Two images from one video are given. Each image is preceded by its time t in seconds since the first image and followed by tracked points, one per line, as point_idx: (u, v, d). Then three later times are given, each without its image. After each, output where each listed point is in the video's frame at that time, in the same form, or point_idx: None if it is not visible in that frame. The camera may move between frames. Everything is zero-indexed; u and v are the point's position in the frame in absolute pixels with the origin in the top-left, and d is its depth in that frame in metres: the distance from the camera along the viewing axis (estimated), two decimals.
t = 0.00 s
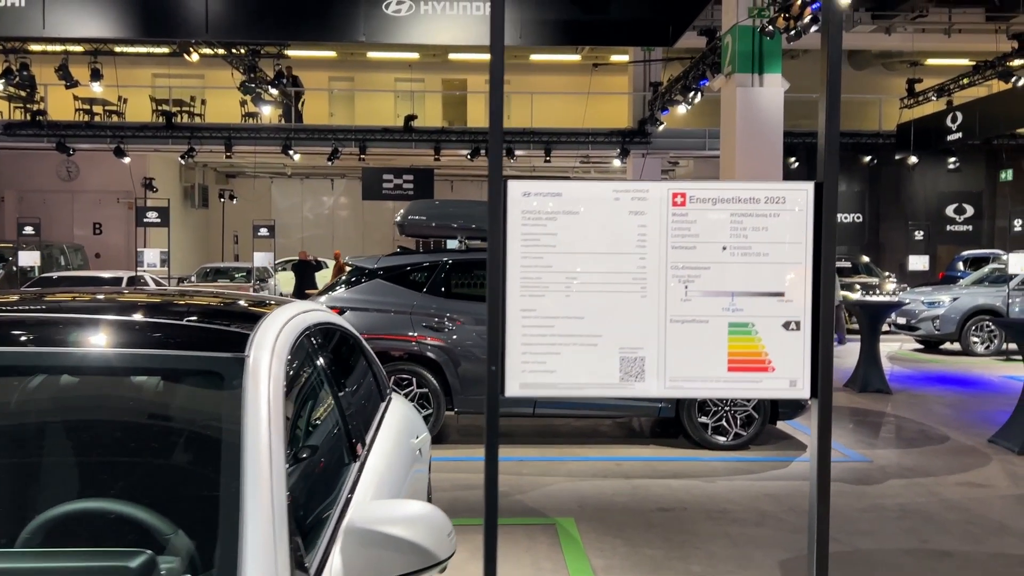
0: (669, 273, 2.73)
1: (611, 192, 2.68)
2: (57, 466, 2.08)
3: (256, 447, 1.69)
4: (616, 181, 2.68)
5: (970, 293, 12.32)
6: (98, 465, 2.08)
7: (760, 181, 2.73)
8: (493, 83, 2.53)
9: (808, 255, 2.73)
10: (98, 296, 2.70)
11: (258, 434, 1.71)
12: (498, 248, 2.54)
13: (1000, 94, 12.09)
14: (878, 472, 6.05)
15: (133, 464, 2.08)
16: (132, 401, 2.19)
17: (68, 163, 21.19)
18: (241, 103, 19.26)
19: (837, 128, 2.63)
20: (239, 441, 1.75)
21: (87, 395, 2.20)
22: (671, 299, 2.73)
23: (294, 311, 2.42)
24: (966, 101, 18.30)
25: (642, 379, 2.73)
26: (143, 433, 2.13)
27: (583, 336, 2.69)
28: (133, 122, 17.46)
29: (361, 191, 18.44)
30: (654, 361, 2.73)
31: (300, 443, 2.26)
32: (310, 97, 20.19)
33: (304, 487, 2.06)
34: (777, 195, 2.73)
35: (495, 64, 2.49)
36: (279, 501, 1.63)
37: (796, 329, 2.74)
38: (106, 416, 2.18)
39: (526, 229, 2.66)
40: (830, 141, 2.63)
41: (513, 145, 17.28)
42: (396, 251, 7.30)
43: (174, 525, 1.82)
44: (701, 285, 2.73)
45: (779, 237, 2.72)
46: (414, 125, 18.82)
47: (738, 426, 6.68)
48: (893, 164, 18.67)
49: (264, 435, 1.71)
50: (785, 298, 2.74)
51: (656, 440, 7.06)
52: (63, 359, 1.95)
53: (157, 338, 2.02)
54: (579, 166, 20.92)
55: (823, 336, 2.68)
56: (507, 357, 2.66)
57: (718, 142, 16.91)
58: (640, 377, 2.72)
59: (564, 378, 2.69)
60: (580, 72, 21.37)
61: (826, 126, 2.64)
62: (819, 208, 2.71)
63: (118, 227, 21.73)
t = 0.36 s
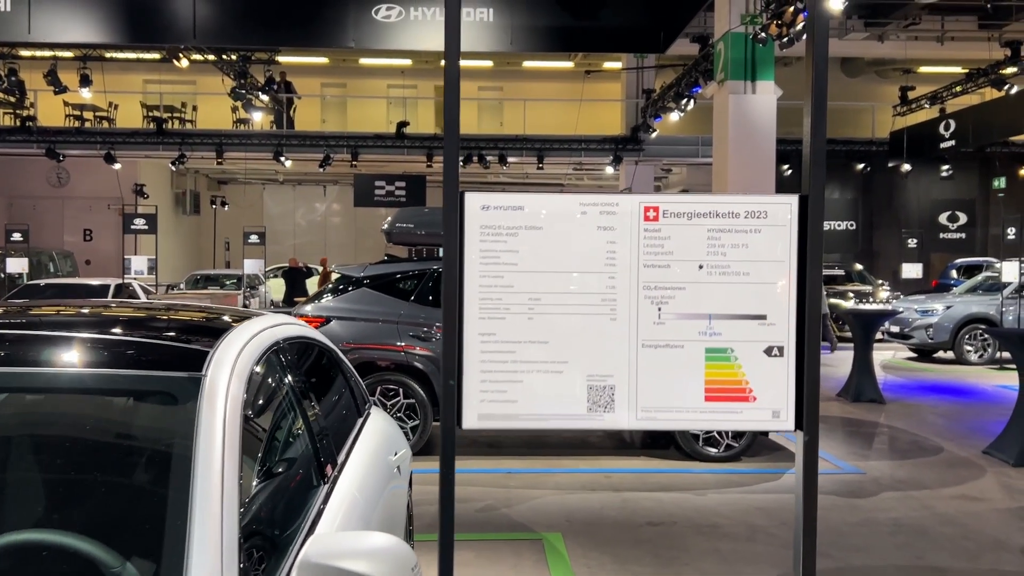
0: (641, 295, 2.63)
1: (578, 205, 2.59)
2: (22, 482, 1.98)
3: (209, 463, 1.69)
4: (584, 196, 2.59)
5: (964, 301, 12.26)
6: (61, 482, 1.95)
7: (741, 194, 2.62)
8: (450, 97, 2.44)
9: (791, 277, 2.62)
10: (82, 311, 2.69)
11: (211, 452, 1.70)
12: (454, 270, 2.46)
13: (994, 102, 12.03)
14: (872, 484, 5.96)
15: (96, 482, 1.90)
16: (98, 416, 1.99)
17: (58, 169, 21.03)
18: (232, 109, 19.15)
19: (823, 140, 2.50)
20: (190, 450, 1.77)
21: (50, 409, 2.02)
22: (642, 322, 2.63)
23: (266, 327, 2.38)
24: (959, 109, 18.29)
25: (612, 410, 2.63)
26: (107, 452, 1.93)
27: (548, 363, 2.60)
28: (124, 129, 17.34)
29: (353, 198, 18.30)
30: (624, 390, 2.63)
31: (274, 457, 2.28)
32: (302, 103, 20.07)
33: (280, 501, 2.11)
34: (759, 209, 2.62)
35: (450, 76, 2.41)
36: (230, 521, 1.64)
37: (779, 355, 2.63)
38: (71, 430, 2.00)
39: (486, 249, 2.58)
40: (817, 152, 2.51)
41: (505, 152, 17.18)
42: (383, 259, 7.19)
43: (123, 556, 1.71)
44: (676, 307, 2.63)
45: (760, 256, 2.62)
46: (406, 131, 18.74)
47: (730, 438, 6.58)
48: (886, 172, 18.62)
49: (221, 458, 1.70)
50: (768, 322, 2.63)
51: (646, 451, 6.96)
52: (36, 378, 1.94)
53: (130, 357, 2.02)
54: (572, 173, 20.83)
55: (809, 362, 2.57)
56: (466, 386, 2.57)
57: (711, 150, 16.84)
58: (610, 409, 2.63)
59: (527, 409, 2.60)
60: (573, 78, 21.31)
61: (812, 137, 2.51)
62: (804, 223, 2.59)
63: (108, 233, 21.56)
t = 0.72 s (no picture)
0: (620, 308, 2.37)
1: (552, 210, 2.33)
2: None
3: (172, 462, 1.69)
4: (554, 199, 2.32)
5: (960, 308, 12.20)
6: (22, 498, 1.81)
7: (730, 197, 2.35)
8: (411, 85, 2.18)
9: (784, 289, 2.37)
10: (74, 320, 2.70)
11: (173, 452, 1.70)
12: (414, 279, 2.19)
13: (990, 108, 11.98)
14: (868, 494, 5.88)
15: (57, 495, 1.80)
16: (65, 431, 1.90)
17: (51, 173, 20.90)
18: (226, 114, 19.09)
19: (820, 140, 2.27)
20: (150, 453, 1.76)
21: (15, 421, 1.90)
22: (621, 338, 2.37)
23: (239, 337, 2.33)
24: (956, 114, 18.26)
25: (589, 434, 2.37)
26: (74, 467, 1.83)
27: (519, 382, 2.34)
28: (118, 133, 17.25)
29: (347, 203, 18.17)
30: (602, 411, 2.37)
31: (257, 466, 2.25)
32: (296, 107, 19.96)
33: (261, 511, 2.08)
34: (749, 215, 2.36)
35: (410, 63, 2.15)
36: (189, 521, 1.62)
37: (772, 373, 2.38)
38: (37, 443, 1.88)
39: (449, 256, 2.31)
40: (811, 153, 2.27)
41: (501, 157, 17.07)
42: (374, 265, 7.09)
43: None
44: (658, 322, 2.37)
45: (751, 265, 2.36)
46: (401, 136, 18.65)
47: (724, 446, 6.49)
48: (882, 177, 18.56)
49: (184, 447, 1.71)
50: (759, 338, 2.37)
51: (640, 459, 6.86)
52: (12, 393, 1.93)
53: (108, 368, 2.00)
54: (568, 179, 20.74)
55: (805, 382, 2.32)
56: (430, 407, 2.31)
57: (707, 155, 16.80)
58: (589, 432, 2.37)
59: (496, 432, 2.33)
60: (569, 83, 21.25)
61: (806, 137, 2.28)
62: (799, 229, 2.34)
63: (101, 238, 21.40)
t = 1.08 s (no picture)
0: (611, 316, 2.22)
1: (537, 208, 2.19)
2: None
3: (138, 476, 1.61)
4: (541, 197, 2.19)
5: (961, 312, 12.12)
6: None
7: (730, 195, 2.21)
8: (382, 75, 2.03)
9: (789, 295, 2.22)
10: (65, 324, 2.64)
11: (140, 462, 1.63)
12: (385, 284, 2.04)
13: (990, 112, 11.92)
14: (868, 502, 5.79)
15: (28, 506, 1.71)
16: (43, 440, 1.82)
17: (47, 175, 20.79)
18: (223, 116, 19.02)
19: (828, 135, 2.10)
20: (111, 461, 1.69)
21: None
22: (613, 349, 2.22)
23: (221, 342, 2.30)
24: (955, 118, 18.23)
25: (578, 452, 2.22)
26: (49, 479, 1.75)
27: (501, 398, 2.19)
28: (114, 135, 17.14)
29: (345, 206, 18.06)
30: (592, 428, 2.22)
31: (247, 471, 2.24)
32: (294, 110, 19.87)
33: (247, 518, 2.07)
34: (752, 214, 2.22)
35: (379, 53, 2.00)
36: (153, 536, 1.54)
37: (776, 388, 2.23)
38: (14, 455, 1.80)
39: (424, 262, 2.16)
40: (820, 151, 2.10)
41: (499, 160, 16.97)
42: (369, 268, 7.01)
43: None
44: (652, 331, 2.23)
45: (753, 269, 2.22)
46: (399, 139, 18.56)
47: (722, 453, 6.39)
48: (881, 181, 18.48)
49: (152, 461, 1.63)
50: (764, 348, 2.22)
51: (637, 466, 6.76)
52: None
53: (89, 377, 1.91)
54: (566, 182, 20.65)
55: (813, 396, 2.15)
56: (403, 423, 2.15)
57: (705, 159, 16.76)
58: (579, 450, 2.22)
59: (475, 451, 2.18)
60: (566, 87, 21.22)
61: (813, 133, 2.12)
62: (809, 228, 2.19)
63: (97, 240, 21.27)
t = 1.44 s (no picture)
0: (618, 322, 2.05)
1: (536, 200, 2.03)
2: None
3: (111, 489, 1.52)
4: (542, 188, 2.02)
5: (964, 316, 12.05)
6: None
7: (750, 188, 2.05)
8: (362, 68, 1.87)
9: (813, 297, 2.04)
10: (60, 327, 2.57)
11: (115, 473, 1.55)
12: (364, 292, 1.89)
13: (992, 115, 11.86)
14: (873, 509, 5.69)
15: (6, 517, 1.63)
16: (25, 450, 1.74)
17: (46, 178, 20.72)
18: (222, 118, 18.99)
19: (859, 120, 1.90)
20: (85, 471, 1.61)
21: None
22: (619, 357, 2.05)
23: (207, 348, 2.22)
24: (957, 120, 18.14)
25: (581, 472, 2.05)
26: (26, 488, 1.67)
27: (495, 412, 2.03)
28: (113, 136, 17.07)
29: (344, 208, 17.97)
30: (596, 445, 2.05)
31: (241, 474, 2.19)
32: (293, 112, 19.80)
33: (240, 523, 2.03)
34: (775, 207, 2.05)
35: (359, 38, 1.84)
36: (124, 550, 1.46)
37: (802, 402, 2.05)
38: None
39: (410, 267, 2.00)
40: (848, 139, 1.90)
41: (499, 162, 16.86)
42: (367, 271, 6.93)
43: None
44: (662, 337, 2.06)
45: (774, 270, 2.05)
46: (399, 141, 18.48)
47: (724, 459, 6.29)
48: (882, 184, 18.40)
49: (126, 472, 1.55)
50: (788, 357, 2.05)
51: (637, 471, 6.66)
52: None
53: (75, 384, 1.82)
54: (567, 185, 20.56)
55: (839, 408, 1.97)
56: (386, 439, 2.00)
57: (706, 161, 16.68)
58: (582, 470, 2.05)
59: (465, 470, 2.02)
60: (565, 88, 21.14)
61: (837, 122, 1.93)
62: (836, 222, 2.01)
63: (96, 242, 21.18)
